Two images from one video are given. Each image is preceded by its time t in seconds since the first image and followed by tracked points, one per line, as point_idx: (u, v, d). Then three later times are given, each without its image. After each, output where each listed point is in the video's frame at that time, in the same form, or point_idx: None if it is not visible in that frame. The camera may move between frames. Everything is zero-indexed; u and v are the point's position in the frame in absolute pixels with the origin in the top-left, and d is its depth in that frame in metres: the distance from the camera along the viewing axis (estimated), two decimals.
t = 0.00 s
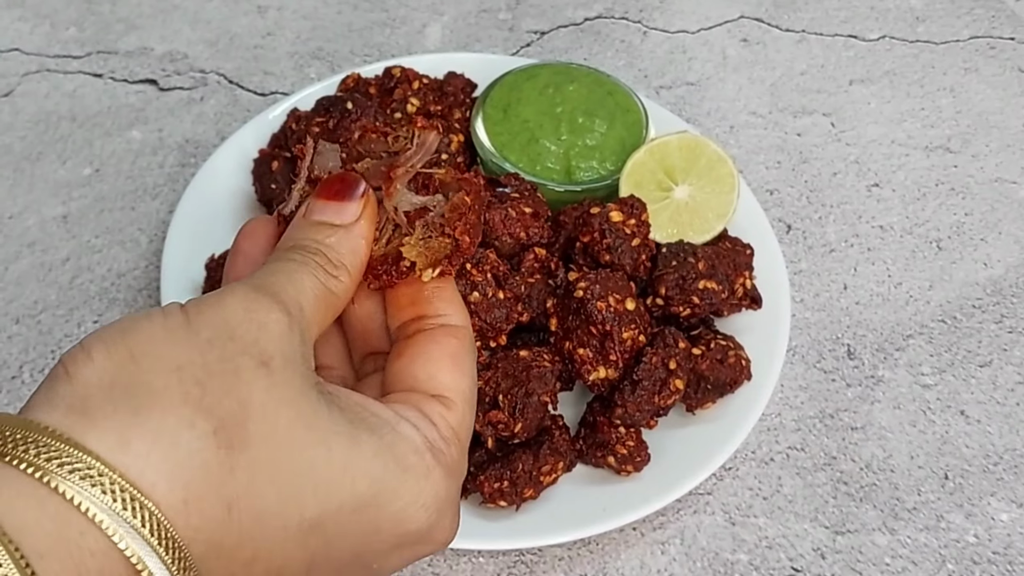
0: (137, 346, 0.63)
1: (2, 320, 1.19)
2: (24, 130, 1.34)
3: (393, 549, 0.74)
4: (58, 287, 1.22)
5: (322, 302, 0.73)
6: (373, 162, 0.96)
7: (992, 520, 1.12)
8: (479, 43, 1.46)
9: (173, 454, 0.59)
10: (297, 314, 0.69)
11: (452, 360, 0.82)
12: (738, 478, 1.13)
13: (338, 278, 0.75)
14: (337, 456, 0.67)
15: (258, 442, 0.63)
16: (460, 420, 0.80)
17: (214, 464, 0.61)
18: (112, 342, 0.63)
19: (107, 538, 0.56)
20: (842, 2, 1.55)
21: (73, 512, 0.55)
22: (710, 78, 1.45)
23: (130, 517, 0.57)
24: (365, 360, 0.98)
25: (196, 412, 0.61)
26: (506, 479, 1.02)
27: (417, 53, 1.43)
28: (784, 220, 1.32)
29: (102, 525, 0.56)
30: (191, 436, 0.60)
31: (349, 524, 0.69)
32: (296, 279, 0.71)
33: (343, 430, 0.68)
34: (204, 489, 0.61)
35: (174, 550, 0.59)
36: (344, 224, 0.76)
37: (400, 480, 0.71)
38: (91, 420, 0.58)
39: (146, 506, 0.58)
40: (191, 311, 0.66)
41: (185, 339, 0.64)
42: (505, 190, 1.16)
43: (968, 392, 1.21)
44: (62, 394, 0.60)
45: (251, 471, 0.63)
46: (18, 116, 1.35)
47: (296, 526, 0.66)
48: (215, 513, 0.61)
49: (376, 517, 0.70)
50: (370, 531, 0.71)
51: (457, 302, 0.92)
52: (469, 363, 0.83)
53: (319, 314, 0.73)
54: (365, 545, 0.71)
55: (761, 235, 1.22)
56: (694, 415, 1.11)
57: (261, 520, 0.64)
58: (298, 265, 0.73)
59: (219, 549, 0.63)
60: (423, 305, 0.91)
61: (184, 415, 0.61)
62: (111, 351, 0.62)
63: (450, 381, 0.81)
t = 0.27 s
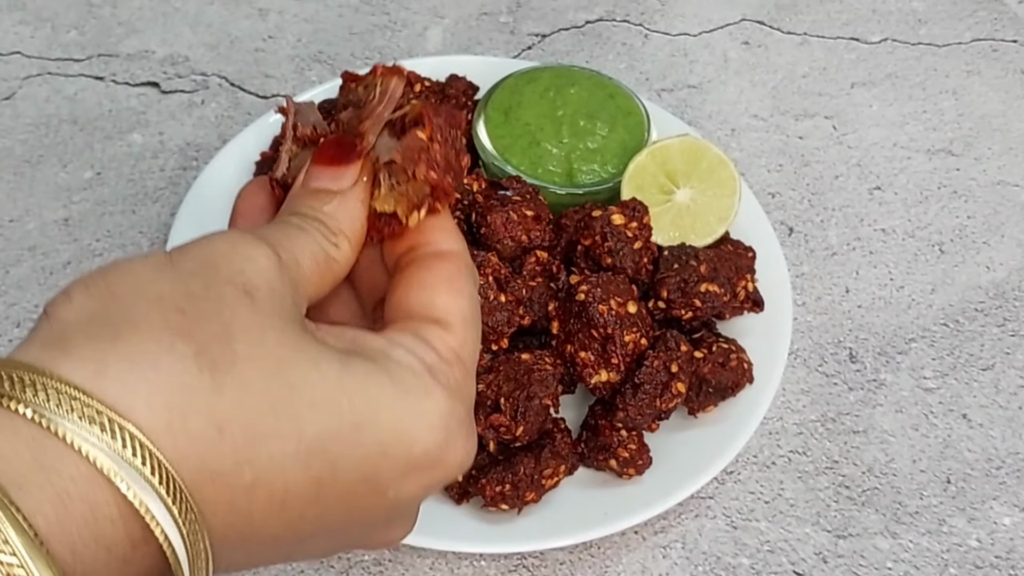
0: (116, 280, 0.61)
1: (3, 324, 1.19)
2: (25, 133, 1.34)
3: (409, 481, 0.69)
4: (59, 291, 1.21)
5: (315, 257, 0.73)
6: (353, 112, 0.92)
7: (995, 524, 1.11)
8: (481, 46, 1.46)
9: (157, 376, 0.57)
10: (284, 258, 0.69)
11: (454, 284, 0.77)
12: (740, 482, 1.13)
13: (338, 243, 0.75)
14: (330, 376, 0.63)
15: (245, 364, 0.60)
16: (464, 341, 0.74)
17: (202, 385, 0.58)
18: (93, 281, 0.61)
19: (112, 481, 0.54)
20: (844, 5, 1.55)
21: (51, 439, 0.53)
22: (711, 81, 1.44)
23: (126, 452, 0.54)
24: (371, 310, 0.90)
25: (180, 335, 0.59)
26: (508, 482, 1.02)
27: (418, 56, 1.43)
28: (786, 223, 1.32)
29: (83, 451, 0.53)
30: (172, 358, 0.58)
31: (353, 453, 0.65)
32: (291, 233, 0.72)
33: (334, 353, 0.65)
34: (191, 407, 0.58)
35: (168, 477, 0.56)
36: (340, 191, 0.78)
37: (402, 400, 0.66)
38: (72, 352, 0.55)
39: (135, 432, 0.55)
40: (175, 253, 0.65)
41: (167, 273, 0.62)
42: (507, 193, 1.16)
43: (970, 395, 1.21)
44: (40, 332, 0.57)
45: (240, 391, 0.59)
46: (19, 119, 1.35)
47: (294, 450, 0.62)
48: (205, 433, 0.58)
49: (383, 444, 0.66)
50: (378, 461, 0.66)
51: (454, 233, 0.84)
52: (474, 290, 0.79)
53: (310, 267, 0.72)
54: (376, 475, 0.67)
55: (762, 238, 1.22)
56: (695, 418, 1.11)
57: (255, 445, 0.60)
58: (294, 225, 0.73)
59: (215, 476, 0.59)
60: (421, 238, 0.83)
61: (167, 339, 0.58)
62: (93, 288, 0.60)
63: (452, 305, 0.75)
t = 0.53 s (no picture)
0: (113, 239, 0.56)
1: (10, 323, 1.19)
2: (32, 134, 1.34)
3: (455, 393, 0.66)
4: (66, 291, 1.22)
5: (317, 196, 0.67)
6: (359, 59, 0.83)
7: (1003, 524, 1.11)
8: (487, 47, 1.46)
9: (177, 318, 0.53)
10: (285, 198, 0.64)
11: (478, 199, 0.74)
12: (747, 482, 1.13)
13: (338, 181, 0.70)
14: (358, 293, 0.59)
15: (263, 290, 0.56)
16: (494, 247, 0.71)
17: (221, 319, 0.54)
18: (86, 248, 0.56)
19: (162, 435, 0.51)
20: (850, 6, 1.55)
21: (79, 396, 0.50)
22: (718, 82, 1.44)
23: (174, 409, 0.51)
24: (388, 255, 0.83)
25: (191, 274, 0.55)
26: (514, 482, 1.02)
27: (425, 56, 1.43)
28: (793, 224, 1.32)
29: (121, 406, 0.50)
30: (187, 297, 0.54)
31: (396, 372, 0.61)
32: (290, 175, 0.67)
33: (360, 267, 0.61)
34: (220, 342, 0.54)
35: (214, 423, 0.53)
36: (338, 138, 0.72)
37: (440, 306, 0.63)
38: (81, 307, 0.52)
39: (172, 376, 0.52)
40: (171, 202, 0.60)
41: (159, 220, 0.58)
42: (513, 193, 1.16)
43: (977, 395, 1.20)
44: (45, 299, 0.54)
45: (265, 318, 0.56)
46: (26, 120, 1.35)
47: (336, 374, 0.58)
48: (237, 366, 0.54)
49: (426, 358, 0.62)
50: (423, 376, 0.63)
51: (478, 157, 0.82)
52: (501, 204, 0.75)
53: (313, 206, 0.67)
54: (422, 391, 0.63)
55: (769, 240, 1.21)
56: (702, 418, 1.11)
57: (294, 375, 0.56)
58: (295, 169, 0.69)
59: (260, 412, 0.55)
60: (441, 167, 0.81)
61: (179, 282, 0.54)
62: (87, 256, 0.56)
63: (480, 217, 0.72)
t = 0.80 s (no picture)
0: (186, 256, 0.55)
1: (18, 318, 1.19)
2: (40, 130, 1.35)
3: (517, 411, 0.66)
4: (74, 286, 1.22)
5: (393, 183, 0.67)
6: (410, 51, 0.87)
7: (1007, 519, 1.12)
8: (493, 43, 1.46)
9: (257, 364, 0.52)
10: (369, 187, 0.64)
11: (541, 211, 0.76)
12: (753, 477, 1.13)
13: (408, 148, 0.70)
14: (434, 320, 0.60)
15: (347, 338, 0.56)
16: (554, 259, 0.73)
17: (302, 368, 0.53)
18: (164, 263, 0.55)
19: (233, 492, 0.48)
20: (855, 3, 1.55)
21: (161, 460, 0.47)
22: (723, 78, 1.45)
23: (245, 460, 0.49)
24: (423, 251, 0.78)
25: (272, 313, 0.53)
26: (521, 477, 1.02)
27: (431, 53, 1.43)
28: (798, 220, 1.32)
29: (196, 466, 0.48)
30: (263, 341, 0.52)
31: (466, 397, 0.62)
32: (358, 156, 0.66)
33: (434, 291, 0.62)
34: (301, 392, 0.53)
35: (298, 480, 0.50)
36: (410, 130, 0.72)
37: (507, 331, 0.64)
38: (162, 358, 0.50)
39: (251, 436, 0.49)
40: (244, 199, 0.59)
41: (231, 233, 0.56)
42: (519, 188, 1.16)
43: (982, 391, 1.21)
44: (121, 340, 0.52)
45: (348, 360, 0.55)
46: (34, 116, 1.36)
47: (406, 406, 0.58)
48: (318, 418, 0.53)
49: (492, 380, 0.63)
50: (485, 396, 0.63)
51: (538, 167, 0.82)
52: (564, 222, 0.77)
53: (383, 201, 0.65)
54: (485, 414, 0.64)
55: (774, 235, 1.22)
56: (708, 414, 1.11)
57: (374, 410, 0.56)
58: (380, 137, 0.69)
59: (339, 456, 0.54)
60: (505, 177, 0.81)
61: (261, 318, 0.53)
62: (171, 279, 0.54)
63: (541, 234, 0.74)
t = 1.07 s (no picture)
0: (277, 280, 0.58)
1: (22, 313, 1.20)
2: (44, 126, 1.35)
3: (560, 473, 0.68)
4: (78, 282, 1.22)
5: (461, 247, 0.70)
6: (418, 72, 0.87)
7: (1010, 514, 1.12)
8: (496, 39, 1.46)
9: (324, 383, 0.54)
10: (438, 246, 0.66)
11: (598, 273, 0.76)
12: (755, 472, 1.13)
13: (486, 206, 0.74)
14: (499, 374, 0.62)
15: (419, 370, 0.58)
16: (609, 330, 0.74)
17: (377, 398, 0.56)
18: (258, 285, 0.58)
19: (287, 497, 0.50)
20: None
21: (220, 455, 0.50)
22: (727, 74, 1.45)
23: (295, 463, 0.50)
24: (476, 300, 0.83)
25: (350, 342, 0.56)
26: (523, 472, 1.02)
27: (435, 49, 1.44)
28: (801, 216, 1.32)
29: (255, 467, 0.50)
30: (339, 355, 0.55)
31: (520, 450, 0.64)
32: (436, 210, 0.70)
33: (500, 349, 0.63)
34: (372, 424, 0.55)
35: (338, 479, 0.52)
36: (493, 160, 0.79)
37: (561, 394, 0.66)
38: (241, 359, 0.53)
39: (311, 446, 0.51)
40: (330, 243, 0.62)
41: (323, 266, 0.60)
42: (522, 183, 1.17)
43: (985, 387, 1.21)
44: (206, 343, 0.55)
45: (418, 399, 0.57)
46: (38, 112, 1.36)
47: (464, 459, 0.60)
48: (383, 448, 0.56)
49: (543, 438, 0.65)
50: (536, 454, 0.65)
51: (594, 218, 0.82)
52: (621, 283, 0.77)
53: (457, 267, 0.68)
54: (532, 469, 0.65)
55: (777, 230, 1.22)
56: (711, 409, 1.11)
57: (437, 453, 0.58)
58: (448, 195, 0.72)
59: (395, 490, 0.57)
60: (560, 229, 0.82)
61: (338, 341, 0.56)
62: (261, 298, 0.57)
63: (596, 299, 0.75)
